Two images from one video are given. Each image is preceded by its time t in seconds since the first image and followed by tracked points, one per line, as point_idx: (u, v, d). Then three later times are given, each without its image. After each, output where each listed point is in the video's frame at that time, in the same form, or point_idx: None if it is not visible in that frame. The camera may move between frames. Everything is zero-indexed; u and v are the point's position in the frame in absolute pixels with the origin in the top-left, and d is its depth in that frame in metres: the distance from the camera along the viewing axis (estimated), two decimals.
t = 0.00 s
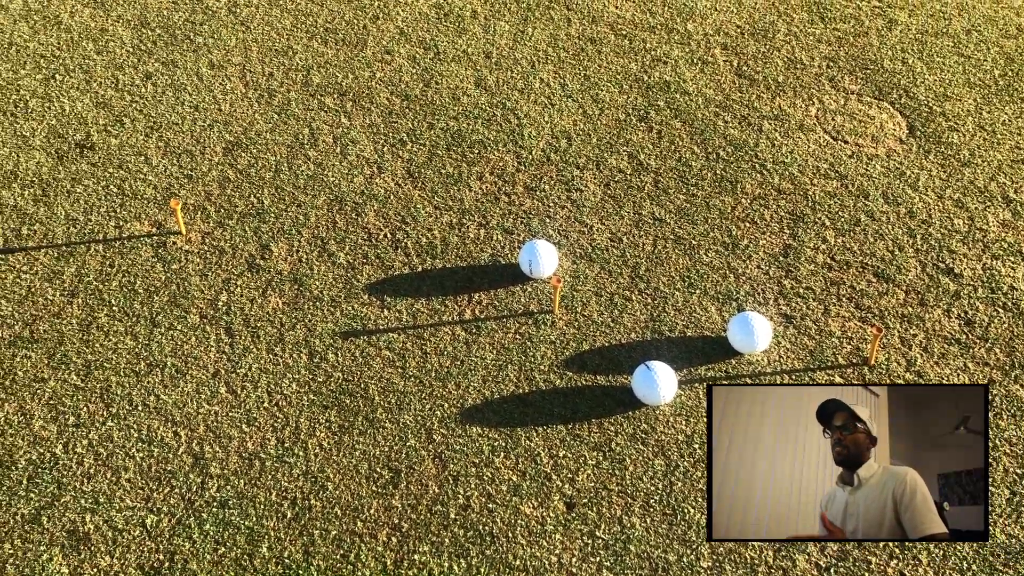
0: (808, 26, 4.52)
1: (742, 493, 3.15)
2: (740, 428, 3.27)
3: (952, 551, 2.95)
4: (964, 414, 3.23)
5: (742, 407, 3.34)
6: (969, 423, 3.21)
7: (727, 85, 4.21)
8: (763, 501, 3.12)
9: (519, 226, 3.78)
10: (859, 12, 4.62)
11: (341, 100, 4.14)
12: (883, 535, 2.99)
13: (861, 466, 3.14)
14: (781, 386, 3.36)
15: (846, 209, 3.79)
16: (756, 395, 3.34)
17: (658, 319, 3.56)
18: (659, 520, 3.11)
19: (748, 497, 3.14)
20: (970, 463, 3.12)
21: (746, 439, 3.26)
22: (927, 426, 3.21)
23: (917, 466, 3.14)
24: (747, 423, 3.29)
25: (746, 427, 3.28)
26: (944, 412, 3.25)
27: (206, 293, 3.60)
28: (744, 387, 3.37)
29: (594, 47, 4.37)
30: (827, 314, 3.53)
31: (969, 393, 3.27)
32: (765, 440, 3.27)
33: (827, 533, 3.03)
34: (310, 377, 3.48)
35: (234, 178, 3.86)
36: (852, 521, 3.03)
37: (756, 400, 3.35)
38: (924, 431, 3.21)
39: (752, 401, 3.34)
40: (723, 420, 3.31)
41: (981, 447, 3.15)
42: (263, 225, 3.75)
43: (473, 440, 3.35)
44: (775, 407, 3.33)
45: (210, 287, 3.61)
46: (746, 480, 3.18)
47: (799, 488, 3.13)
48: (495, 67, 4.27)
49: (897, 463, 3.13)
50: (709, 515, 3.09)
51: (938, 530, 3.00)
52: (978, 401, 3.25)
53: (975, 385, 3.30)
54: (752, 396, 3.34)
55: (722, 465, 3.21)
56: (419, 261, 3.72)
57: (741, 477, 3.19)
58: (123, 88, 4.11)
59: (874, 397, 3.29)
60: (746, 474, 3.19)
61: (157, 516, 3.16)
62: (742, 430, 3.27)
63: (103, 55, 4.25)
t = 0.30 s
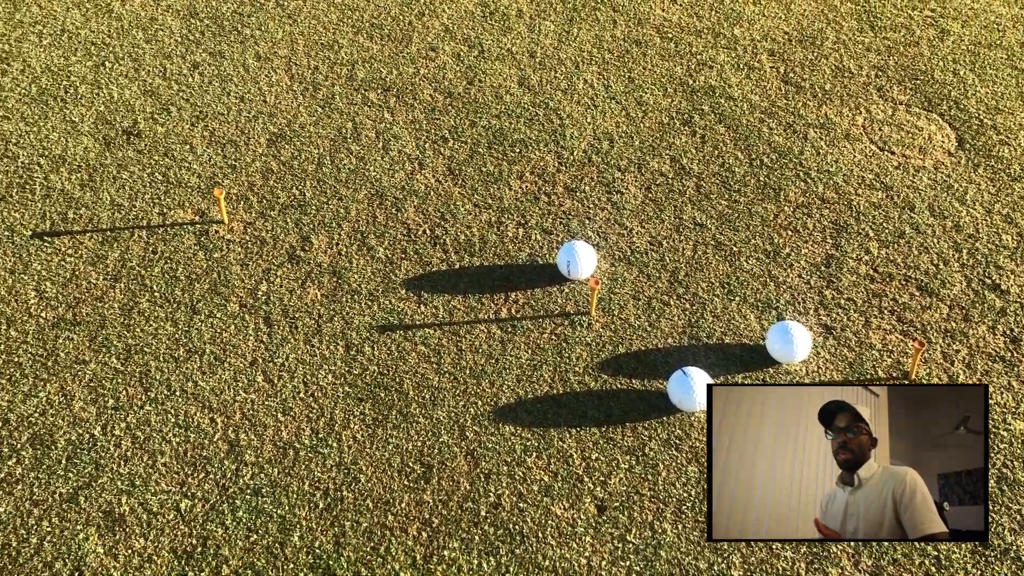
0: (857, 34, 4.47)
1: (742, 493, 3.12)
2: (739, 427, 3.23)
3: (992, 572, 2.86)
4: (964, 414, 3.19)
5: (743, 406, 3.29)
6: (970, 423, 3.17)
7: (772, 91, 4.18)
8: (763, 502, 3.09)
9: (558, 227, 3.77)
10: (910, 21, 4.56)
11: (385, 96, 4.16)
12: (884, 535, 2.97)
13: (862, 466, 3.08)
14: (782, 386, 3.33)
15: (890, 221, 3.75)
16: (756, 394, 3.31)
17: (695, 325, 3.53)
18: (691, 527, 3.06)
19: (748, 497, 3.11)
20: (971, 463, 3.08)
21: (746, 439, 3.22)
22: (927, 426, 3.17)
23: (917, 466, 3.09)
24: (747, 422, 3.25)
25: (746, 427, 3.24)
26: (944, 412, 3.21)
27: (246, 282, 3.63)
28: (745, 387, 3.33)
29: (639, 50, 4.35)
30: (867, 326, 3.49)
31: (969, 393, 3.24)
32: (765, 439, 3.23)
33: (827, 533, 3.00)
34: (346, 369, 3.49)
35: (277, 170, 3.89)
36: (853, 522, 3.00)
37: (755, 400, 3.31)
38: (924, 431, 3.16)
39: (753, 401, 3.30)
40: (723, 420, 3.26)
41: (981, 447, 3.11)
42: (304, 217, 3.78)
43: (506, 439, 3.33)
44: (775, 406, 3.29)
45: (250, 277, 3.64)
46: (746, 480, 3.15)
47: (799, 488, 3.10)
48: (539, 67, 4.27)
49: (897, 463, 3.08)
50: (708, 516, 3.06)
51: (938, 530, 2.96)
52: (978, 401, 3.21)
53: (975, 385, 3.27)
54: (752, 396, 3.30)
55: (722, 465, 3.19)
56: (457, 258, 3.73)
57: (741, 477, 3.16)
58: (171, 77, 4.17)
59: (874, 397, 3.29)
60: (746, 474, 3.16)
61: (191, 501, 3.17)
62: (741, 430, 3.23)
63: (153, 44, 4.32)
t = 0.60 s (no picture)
0: (907, 46, 4.41)
1: (742, 493, 3.11)
2: (739, 428, 3.22)
3: None
4: (964, 414, 3.19)
5: (743, 406, 3.27)
6: (970, 423, 3.17)
7: (819, 101, 4.13)
8: (763, 501, 3.08)
9: (598, 230, 3.76)
10: (962, 34, 4.49)
11: (428, 95, 4.17)
12: (884, 535, 2.98)
13: (862, 467, 3.08)
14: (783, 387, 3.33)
15: (936, 236, 3.70)
16: (757, 394, 3.29)
17: (734, 334, 3.51)
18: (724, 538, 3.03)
19: (748, 496, 3.10)
20: (971, 463, 3.09)
21: (746, 439, 3.21)
22: (927, 426, 3.16)
23: (917, 466, 3.09)
24: (747, 422, 3.24)
25: (746, 427, 3.23)
26: (944, 413, 3.20)
27: (287, 275, 3.66)
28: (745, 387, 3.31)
29: (685, 55, 4.33)
30: (910, 341, 3.44)
31: (969, 393, 3.23)
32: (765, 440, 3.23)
33: (827, 533, 3.01)
34: (383, 365, 3.50)
35: (320, 165, 3.92)
36: (854, 522, 3.00)
37: (756, 400, 3.30)
38: (924, 431, 3.15)
39: (753, 401, 3.28)
40: (723, 420, 3.26)
41: (981, 447, 3.12)
42: (346, 213, 3.80)
43: (540, 441, 3.31)
44: (775, 407, 3.29)
45: (290, 270, 3.67)
46: (746, 479, 3.14)
47: (799, 488, 3.10)
48: (584, 70, 4.26)
49: (897, 463, 3.08)
50: (709, 515, 3.06)
51: (938, 530, 2.98)
52: (978, 402, 3.21)
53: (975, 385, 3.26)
54: (752, 396, 3.28)
55: (723, 465, 3.18)
56: (496, 258, 3.73)
57: (741, 476, 3.15)
58: (218, 70, 4.22)
59: (874, 397, 3.28)
60: (746, 474, 3.16)
61: (226, 490, 3.20)
62: (741, 430, 3.22)
63: (201, 36, 4.37)
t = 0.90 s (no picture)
0: (956, 56, 4.35)
1: (742, 492, 3.14)
2: (740, 428, 3.27)
3: None
4: (964, 414, 3.22)
5: (743, 407, 3.32)
6: (970, 422, 3.19)
7: (864, 110, 4.09)
8: (763, 501, 3.12)
9: (636, 234, 3.74)
10: (1013, 46, 4.42)
11: (470, 94, 4.17)
12: (885, 535, 3.00)
13: (862, 467, 3.14)
14: (782, 386, 3.35)
15: (981, 250, 3.64)
16: (757, 395, 3.33)
17: (772, 343, 3.47)
18: (757, 548, 3.00)
19: (748, 496, 3.13)
20: (971, 463, 3.12)
21: (746, 439, 3.26)
22: (927, 426, 3.21)
23: (918, 466, 3.15)
24: (748, 422, 3.29)
25: (746, 427, 3.28)
26: (945, 413, 3.23)
27: (326, 270, 3.68)
28: (745, 387, 3.35)
29: (729, 60, 4.30)
30: (951, 356, 3.39)
31: (969, 393, 3.26)
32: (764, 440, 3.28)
33: (827, 533, 3.03)
34: (418, 363, 3.49)
35: (361, 161, 3.94)
36: (855, 522, 3.04)
37: (756, 400, 3.33)
38: (924, 431, 3.21)
39: (753, 401, 3.32)
40: (724, 420, 3.30)
41: (982, 446, 3.14)
42: (385, 210, 3.82)
43: (573, 444, 3.29)
44: (775, 407, 3.32)
45: (329, 265, 3.69)
46: (746, 479, 3.18)
47: (799, 488, 3.15)
48: (626, 72, 4.25)
49: (897, 463, 3.15)
50: (710, 515, 3.08)
51: (939, 530, 3.01)
52: (978, 401, 3.23)
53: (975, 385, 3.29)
54: (752, 396, 3.33)
55: (723, 464, 3.21)
56: (533, 259, 3.72)
57: (741, 476, 3.19)
58: (262, 64, 4.25)
59: (875, 397, 3.28)
60: (746, 474, 3.19)
61: (260, 481, 3.22)
62: (741, 430, 3.27)
63: (246, 30, 4.41)
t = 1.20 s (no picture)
0: (1002, 69, 4.29)
1: (742, 493, 3.14)
2: (739, 428, 3.27)
3: None
4: (964, 415, 3.22)
5: (743, 407, 3.32)
6: (970, 423, 3.20)
7: (906, 122, 4.04)
8: (763, 502, 3.12)
9: (672, 242, 3.73)
10: None
11: (508, 97, 4.17)
12: (886, 535, 3.02)
13: (864, 468, 3.11)
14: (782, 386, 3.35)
15: None
16: (756, 395, 3.33)
17: (808, 355, 3.44)
18: (788, 563, 2.99)
19: (749, 497, 3.13)
20: (971, 463, 3.12)
21: (746, 439, 3.25)
22: (928, 426, 3.19)
23: (919, 467, 3.13)
24: (747, 423, 3.29)
25: (745, 427, 3.28)
26: (946, 413, 3.22)
27: (361, 270, 3.69)
28: (744, 387, 3.36)
29: (769, 68, 4.26)
30: (991, 374, 3.34)
31: (970, 394, 3.26)
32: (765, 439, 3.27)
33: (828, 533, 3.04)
34: (451, 365, 3.49)
35: (398, 162, 3.95)
36: (856, 522, 3.04)
37: (755, 400, 3.33)
38: (924, 431, 3.18)
39: (753, 402, 3.32)
40: (724, 421, 3.30)
41: (981, 447, 3.15)
42: (421, 211, 3.83)
43: (605, 452, 3.28)
44: (776, 407, 3.31)
45: (365, 265, 3.70)
46: (746, 480, 3.18)
47: (800, 488, 3.13)
48: (665, 78, 4.22)
49: (897, 464, 3.12)
50: (710, 516, 3.09)
51: (939, 531, 3.02)
52: (978, 402, 3.24)
53: (975, 386, 3.29)
54: (752, 397, 3.33)
55: (723, 466, 3.21)
56: (568, 264, 3.70)
57: (742, 477, 3.19)
58: (303, 63, 4.28)
59: (874, 396, 3.28)
60: (745, 473, 3.19)
61: (293, 478, 3.22)
62: (741, 431, 3.27)
63: (287, 29, 4.44)
